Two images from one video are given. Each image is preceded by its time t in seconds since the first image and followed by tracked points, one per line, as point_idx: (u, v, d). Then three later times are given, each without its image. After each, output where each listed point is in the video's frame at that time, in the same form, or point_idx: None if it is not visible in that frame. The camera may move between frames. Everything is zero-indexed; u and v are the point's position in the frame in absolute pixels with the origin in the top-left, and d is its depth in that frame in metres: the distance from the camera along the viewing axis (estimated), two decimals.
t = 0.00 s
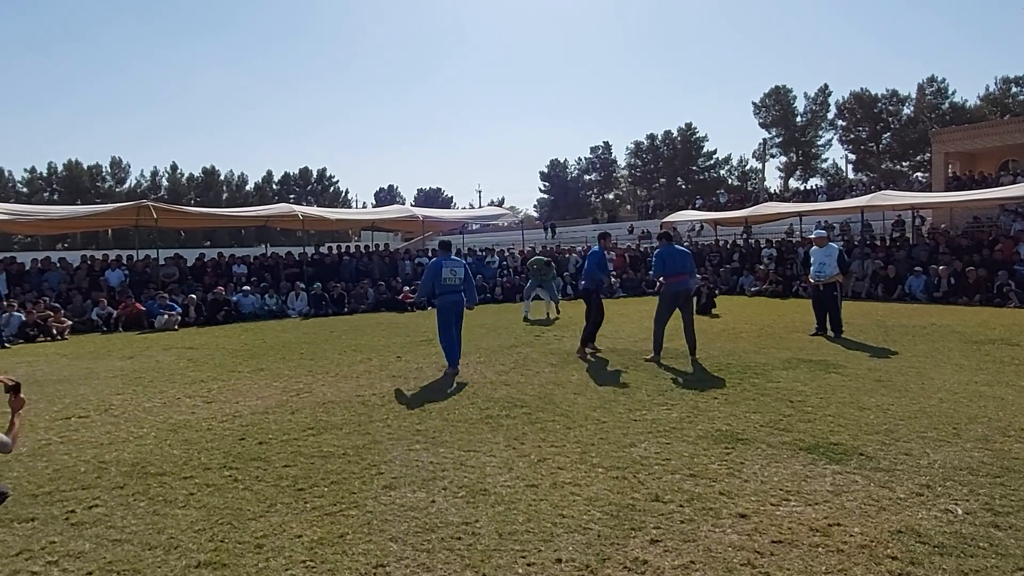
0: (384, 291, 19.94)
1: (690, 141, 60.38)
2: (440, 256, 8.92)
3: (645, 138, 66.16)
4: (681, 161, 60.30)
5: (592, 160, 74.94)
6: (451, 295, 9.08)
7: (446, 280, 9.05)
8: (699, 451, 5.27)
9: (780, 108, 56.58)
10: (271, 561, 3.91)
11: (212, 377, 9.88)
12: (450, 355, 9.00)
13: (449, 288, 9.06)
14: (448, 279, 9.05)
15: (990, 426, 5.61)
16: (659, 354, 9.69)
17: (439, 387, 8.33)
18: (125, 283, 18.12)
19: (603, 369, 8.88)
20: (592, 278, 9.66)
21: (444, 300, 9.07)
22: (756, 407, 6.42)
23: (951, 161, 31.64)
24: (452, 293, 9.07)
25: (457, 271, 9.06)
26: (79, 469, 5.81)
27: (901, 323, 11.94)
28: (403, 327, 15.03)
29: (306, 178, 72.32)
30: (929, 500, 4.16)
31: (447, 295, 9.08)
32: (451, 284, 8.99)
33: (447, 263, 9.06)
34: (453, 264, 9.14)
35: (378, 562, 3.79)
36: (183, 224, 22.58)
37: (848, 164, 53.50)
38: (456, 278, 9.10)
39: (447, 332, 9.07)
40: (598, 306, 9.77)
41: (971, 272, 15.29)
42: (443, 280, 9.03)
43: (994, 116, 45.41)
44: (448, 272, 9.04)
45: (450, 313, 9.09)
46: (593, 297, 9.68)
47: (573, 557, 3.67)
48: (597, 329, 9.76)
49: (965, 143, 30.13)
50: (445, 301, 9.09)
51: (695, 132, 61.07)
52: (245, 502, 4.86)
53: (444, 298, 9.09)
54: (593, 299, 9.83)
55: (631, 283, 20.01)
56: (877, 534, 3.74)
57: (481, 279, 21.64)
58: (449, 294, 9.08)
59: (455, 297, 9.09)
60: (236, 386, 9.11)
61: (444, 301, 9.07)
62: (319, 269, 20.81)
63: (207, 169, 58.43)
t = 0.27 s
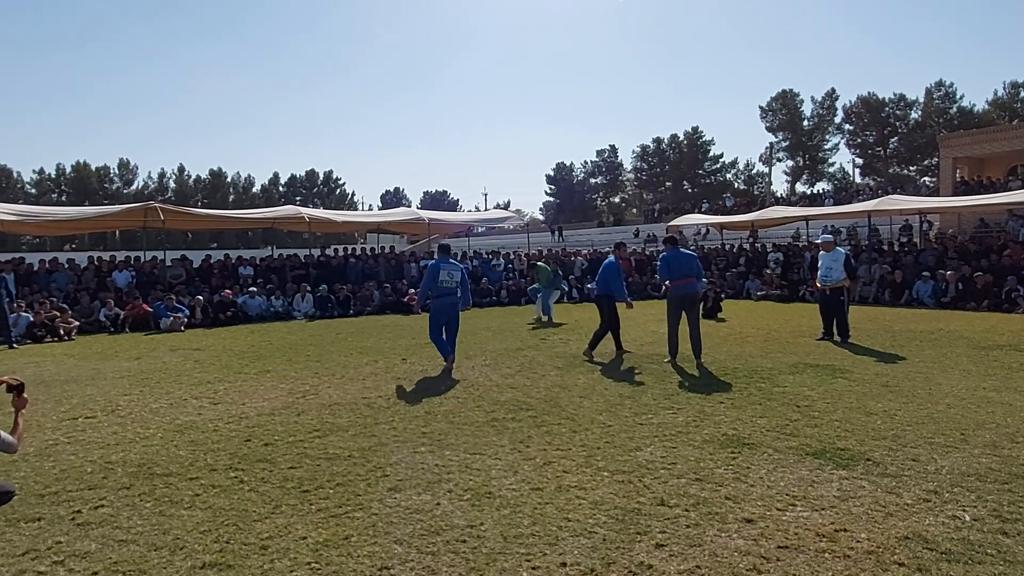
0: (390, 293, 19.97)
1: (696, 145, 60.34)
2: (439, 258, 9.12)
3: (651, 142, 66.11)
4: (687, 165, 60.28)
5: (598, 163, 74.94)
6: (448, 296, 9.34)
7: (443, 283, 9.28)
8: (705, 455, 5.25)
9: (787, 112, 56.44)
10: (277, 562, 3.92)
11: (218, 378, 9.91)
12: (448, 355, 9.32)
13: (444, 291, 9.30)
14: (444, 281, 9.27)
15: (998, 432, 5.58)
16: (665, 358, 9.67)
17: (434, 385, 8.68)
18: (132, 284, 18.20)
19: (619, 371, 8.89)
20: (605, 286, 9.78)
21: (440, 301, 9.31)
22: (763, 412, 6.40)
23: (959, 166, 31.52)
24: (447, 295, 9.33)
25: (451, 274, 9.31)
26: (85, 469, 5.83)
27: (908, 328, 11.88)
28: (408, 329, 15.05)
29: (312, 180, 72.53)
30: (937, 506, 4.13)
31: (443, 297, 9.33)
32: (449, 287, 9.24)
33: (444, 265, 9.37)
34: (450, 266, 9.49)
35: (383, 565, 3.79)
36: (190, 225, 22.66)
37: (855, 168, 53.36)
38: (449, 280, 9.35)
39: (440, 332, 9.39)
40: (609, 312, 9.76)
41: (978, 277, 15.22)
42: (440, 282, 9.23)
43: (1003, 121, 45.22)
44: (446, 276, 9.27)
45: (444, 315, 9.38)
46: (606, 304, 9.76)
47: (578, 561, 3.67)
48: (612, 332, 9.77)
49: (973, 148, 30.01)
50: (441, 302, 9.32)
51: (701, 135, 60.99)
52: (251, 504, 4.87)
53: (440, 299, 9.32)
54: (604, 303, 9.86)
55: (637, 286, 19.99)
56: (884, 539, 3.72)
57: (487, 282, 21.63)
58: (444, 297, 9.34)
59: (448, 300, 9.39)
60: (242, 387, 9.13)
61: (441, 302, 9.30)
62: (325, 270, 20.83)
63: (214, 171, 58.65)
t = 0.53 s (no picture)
0: (395, 293, 19.99)
1: (702, 146, 60.24)
2: (435, 257, 9.62)
3: (656, 143, 66.03)
4: (693, 166, 60.19)
5: (604, 164, 74.88)
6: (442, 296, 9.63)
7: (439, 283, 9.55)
8: (709, 457, 5.24)
9: (793, 114, 56.29)
10: (281, 561, 3.92)
11: (224, 377, 9.94)
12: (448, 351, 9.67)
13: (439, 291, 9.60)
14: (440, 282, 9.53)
15: (1005, 436, 5.55)
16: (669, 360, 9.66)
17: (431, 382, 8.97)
18: (138, 283, 18.27)
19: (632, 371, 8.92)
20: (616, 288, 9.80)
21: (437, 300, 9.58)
22: (767, 414, 6.39)
23: (966, 168, 31.37)
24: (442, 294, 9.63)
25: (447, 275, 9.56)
26: (91, 467, 5.85)
27: (914, 331, 11.83)
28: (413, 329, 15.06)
29: (318, 180, 72.71)
30: (943, 510, 4.11)
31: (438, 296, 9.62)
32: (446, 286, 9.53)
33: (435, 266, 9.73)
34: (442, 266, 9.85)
35: (387, 565, 3.80)
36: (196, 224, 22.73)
37: (862, 170, 53.17)
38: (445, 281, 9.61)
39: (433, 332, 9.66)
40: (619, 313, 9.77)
41: (985, 280, 15.15)
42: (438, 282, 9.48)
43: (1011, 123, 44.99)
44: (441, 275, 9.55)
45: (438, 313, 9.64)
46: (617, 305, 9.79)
47: (582, 562, 3.66)
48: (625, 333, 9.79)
49: (981, 150, 29.87)
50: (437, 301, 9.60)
51: (707, 136, 60.88)
52: (255, 502, 4.88)
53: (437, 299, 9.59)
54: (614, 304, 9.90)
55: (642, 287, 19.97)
56: (889, 543, 3.71)
57: (492, 283, 21.63)
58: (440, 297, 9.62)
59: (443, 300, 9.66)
60: (247, 386, 9.16)
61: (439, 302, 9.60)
62: (331, 270, 20.85)
63: (220, 170, 58.82)
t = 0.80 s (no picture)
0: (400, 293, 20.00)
1: (708, 147, 60.13)
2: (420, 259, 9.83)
3: (662, 144, 65.92)
4: (699, 166, 60.11)
5: (609, 164, 74.82)
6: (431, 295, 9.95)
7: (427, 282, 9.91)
8: (713, 458, 5.23)
9: (799, 115, 56.11)
10: (283, 559, 3.92)
11: (228, 374, 9.96)
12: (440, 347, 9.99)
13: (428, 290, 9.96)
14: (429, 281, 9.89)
15: (1011, 439, 5.51)
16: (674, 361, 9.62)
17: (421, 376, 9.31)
18: (143, 281, 18.33)
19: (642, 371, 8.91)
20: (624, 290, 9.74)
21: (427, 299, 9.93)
22: (772, 416, 6.36)
23: (973, 170, 31.24)
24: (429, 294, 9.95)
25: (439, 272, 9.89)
26: (95, 464, 5.86)
27: (920, 333, 11.78)
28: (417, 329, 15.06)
29: (323, 179, 72.84)
30: (948, 513, 4.09)
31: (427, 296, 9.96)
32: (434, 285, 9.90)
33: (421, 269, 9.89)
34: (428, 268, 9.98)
35: (389, 563, 3.79)
36: (202, 223, 22.78)
37: (868, 172, 52.99)
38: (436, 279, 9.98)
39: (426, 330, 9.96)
40: (627, 315, 9.73)
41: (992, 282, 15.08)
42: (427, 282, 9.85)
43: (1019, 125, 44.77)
44: (432, 273, 9.94)
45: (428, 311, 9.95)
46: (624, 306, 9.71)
47: (585, 563, 3.65)
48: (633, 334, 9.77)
49: (988, 152, 29.73)
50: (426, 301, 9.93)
51: (713, 137, 60.73)
52: (258, 500, 4.88)
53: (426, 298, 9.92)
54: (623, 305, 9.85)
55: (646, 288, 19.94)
56: (894, 546, 3.69)
57: (496, 283, 21.62)
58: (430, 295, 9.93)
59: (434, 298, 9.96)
60: (251, 384, 9.17)
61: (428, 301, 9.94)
62: (335, 270, 20.85)
63: (226, 169, 58.95)
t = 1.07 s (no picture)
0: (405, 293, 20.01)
1: (713, 148, 60.02)
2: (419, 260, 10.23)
3: (667, 144, 65.82)
4: (704, 167, 60.00)
5: (615, 165, 74.69)
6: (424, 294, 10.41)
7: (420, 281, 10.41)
8: (719, 459, 5.22)
9: (806, 116, 55.96)
10: (289, 558, 3.93)
11: (234, 373, 9.99)
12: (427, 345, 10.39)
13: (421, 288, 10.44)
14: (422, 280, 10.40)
15: (1019, 441, 5.49)
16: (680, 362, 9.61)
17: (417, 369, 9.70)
18: (150, 280, 18.40)
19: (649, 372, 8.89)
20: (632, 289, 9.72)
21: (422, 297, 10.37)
22: (778, 417, 6.35)
23: (981, 171, 31.09)
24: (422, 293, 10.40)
25: (433, 271, 10.38)
26: (102, 462, 5.89)
27: (926, 335, 11.74)
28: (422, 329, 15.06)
29: (328, 179, 72.93)
30: (955, 515, 4.07)
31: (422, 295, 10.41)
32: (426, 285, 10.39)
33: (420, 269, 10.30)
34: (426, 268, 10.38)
35: (395, 562, 3.80)
36: (208, 222, 22.86)
37: (874, 173, 52.80)
38: (433, 278, 10.46)
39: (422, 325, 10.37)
40: (637, 315, 9.73)
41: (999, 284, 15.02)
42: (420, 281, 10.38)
43: None
44: (424, 273, 10.41)
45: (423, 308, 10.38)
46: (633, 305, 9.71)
47: (590, 563, 3.65)
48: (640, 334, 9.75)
49: (995, 153, 29.59)
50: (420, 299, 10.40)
51: (718, 138, 60.62)
52: (264, 499, 4.90)
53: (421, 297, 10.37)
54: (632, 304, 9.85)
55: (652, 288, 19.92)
56: (900, 547, 3.68)
57: (501, 283, 21.62)
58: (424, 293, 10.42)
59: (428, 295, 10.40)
60: (257, 383, 9.19)
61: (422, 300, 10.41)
62: (341, 269, 20.87)
63: (232, 168, 59.08)
